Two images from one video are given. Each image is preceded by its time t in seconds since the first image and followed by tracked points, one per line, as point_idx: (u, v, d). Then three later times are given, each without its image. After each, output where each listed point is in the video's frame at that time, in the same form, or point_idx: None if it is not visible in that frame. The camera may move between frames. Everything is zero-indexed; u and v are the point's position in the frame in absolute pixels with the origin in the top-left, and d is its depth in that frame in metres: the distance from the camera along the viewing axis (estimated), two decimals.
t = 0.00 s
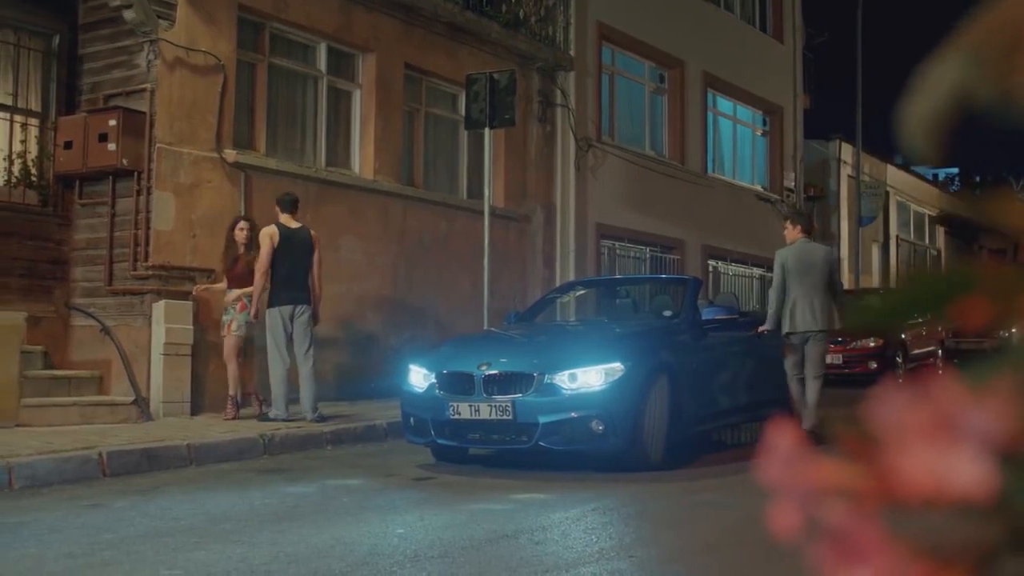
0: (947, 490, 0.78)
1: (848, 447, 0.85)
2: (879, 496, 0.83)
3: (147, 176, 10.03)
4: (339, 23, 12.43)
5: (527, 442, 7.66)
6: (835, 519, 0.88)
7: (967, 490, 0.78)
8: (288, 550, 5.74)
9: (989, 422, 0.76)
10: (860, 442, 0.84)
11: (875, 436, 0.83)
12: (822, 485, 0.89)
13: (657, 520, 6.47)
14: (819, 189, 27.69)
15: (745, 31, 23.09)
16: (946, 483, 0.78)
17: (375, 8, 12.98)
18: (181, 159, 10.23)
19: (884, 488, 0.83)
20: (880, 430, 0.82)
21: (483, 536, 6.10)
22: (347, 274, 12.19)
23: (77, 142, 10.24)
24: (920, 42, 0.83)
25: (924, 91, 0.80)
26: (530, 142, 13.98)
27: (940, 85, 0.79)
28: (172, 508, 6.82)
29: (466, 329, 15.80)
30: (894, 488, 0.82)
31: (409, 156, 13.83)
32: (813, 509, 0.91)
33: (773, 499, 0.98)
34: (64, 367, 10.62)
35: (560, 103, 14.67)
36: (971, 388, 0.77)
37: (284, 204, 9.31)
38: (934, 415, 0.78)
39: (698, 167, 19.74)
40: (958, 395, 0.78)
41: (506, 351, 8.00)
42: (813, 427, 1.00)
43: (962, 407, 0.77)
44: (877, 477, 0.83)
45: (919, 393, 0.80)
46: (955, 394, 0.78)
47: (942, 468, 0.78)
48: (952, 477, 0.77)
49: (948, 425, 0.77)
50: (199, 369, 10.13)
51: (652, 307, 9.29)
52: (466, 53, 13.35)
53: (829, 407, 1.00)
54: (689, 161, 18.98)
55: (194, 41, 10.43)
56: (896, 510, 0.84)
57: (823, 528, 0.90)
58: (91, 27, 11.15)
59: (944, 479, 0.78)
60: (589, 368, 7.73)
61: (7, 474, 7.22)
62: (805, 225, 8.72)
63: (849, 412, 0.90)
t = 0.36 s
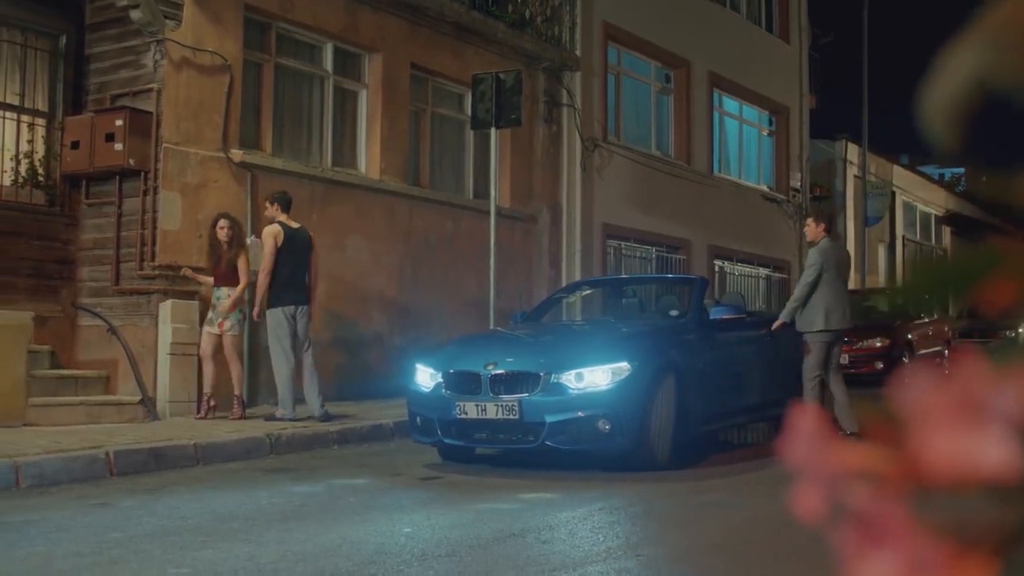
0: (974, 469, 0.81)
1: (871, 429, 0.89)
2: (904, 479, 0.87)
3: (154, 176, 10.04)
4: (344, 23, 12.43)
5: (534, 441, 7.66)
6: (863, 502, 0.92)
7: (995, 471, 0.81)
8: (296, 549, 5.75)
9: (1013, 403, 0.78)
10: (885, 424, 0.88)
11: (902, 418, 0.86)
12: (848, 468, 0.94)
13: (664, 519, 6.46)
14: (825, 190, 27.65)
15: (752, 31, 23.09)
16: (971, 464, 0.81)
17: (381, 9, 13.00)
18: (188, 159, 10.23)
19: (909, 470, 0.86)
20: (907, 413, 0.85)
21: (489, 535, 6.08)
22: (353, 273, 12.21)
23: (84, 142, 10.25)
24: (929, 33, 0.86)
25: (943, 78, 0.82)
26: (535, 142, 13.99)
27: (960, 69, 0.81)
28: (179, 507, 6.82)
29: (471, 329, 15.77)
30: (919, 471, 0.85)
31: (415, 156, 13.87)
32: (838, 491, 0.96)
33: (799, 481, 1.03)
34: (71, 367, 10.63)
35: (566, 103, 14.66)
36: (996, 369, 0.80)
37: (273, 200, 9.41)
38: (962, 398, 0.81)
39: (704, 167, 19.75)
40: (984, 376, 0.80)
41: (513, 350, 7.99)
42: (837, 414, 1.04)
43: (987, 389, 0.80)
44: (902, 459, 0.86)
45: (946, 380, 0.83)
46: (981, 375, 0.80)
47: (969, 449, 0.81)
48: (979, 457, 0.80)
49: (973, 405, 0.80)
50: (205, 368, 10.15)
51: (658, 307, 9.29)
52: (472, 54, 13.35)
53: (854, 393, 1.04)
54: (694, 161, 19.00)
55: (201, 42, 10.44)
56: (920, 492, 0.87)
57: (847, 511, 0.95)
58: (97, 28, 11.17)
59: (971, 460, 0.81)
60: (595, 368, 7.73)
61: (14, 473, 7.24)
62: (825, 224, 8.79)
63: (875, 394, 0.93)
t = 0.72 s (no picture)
0: (995, 442, 0.90)
1: (894, 414, 0.98)
2: (927, 455, 0.96)
3: (163, 177, 10.07)
4: (353, 24, 12.43)
5: (543, 441, 7.65)
6: (883, 479, 1.02)
7: (1013, 444, 0.90)
8: (306, 548, 5.75)
9: None
10: (908, 407, 0.97)
11: (926, 397, 0.94)
12: (869, 449, 1.03)
13: (673, 520, 6.43)
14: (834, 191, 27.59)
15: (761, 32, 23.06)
16: (990, 436, 0.90)
17: (389, 9, 12.99)
18: (197, 160, 10.26)
19: (931, 447, 0.95)
20: (927, 393, 0.94)
21: (498, 535, 6.09)
22: (362, 275, 12.21)
23: (93, 143, 10.29)
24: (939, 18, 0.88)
25: (965, 56, 0.83)
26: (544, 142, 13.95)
27: (977, 50, 0.83)
28: (189, 507, 6.83)
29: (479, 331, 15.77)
30: (942, 446, 0.94)
31: (423, 157, 13.85)
32: (858, 472, 1.06)
33: (823, 461, 1.13)
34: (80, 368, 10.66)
35: (574, 104, 14.60)
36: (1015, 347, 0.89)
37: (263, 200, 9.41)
38: (982, 374, 0.89)
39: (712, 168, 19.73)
40: (1006, 355, 0.89)
41: (521, 350, 7.99)
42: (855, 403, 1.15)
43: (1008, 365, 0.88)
44: (925, 436, 0.95)
45: (967, 351, 0.91)
46: (1000, 354, 0.89)
47: (990, 422, 0.89)
48: (998, 429, 0.89)
49: (996, 381, 0.89)
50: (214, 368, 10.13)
51: (666, 308, 9.28)
52: (481, 55, 13.32)
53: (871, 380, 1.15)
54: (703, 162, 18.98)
55: (210, 43, 10.47)
56: (940, 466, 0.96)
57: (869, 490, 1.05)
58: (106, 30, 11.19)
59: (991, 433, 0.89)
60: (604, 367, 7.72)
61: (24, 474, 7.25)
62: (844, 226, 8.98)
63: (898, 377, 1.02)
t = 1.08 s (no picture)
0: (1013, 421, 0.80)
1: (909, 389, 0.89)
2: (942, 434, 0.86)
3: (175, 180, 10.07)
4: (363, 26, 12.44)
5: (554, 443, 7.65)
6: (899, 461, 0.91)
7: None
8: (317, 549, 5.76)
9: None
10: (924, 383, 0.87)
11: (944, 375, 0.85)
12: (881, 427, 0.92)
13: (685, 521, 6.43)
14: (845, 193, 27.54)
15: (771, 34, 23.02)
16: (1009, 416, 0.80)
17: (399, 12, 13.00)
18: (209, 163, 10.27)
19: (947, 428, 0.85)
20: (944, 367, 0.85)
21: (510, 535, 6.11)
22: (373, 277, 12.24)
23: (106, 146, 10.32)
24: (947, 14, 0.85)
25: (972, 49, 0.80)
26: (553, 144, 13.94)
27: (985, 41, 0.79)
28: (201, 508, 6.85)
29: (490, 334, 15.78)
30: (960, 426, 0.84)
31: (433, 159, 13.85)
32: (872, 450, 0.95)
33: (834, 441, 1.02)
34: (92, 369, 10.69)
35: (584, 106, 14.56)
36: None
37: (261, 201, 9.46)
38: (996, 352, 0.81)
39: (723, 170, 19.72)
40: None
41: (532, 351, 8.00)
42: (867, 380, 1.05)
43: None
44: (941, 415, 0.85)
45: (983, 328, 0.82)
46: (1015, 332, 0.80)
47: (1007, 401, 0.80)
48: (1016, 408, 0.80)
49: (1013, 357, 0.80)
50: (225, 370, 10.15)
51: (677, 310, 9.28)
52: (491, 57, 13.31)
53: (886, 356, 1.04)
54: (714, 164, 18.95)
55: (221, 46, 10.49)
56: (959, 447, 0.86)
57: (881, 468, 0.94)
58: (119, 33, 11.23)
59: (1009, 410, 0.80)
60: (615, 368, 7.72)
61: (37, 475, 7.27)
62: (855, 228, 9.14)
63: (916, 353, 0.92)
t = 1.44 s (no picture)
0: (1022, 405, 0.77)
1: (924, 377, 0.87)
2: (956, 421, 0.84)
3: (187, 182, 10.10)
4: (376, 29, 12.45)
5: (567, 444, 7.66)
6: (914, 449, 0.89)
7: None
8: (330, 549, 5.79)
9: None
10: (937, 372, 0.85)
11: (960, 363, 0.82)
12: (895, 414, 0.91)
13: (698, 522, 6.44)
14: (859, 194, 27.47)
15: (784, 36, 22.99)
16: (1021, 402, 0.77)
17: (411, 15, 13.02)
18: (221, 165, 10.28)
19: (959, 415, 0.83)
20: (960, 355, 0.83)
21: (522, 536, 6.11)
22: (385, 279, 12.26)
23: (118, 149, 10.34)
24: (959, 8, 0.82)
25: (983, 43, 0.77)
26: (566, 147, 13.96)
27: (996, 31, 0.76)
28: (214, 509, 6.87)
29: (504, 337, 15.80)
30: (972, 414, 0.82)
31: (446, 162, 13.87)
32: (888, 437, 0.93)
33: (856, 429, 1.00)
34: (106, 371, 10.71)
35: (597, 109, 14.58)
36: None
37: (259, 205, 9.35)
38: (1008, 338, 0.78)
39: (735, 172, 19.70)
40: None
41: (544, 352, 8.00)
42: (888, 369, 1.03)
43: None
44: (954, 403, 0.83)
45: (996, 312, 0.79)
46: None
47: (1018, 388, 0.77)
48: None
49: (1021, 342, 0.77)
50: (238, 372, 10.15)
51: (689, 311, 9.27)
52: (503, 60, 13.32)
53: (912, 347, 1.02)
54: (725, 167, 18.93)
55: (234, 49, 10.48)
56: (974, 433, 0.84)
57: (899, 455, 0.92)
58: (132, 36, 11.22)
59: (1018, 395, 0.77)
60: (627, 370, 7.70)
61: (51, 477, 7.32)
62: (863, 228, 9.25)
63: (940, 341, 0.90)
